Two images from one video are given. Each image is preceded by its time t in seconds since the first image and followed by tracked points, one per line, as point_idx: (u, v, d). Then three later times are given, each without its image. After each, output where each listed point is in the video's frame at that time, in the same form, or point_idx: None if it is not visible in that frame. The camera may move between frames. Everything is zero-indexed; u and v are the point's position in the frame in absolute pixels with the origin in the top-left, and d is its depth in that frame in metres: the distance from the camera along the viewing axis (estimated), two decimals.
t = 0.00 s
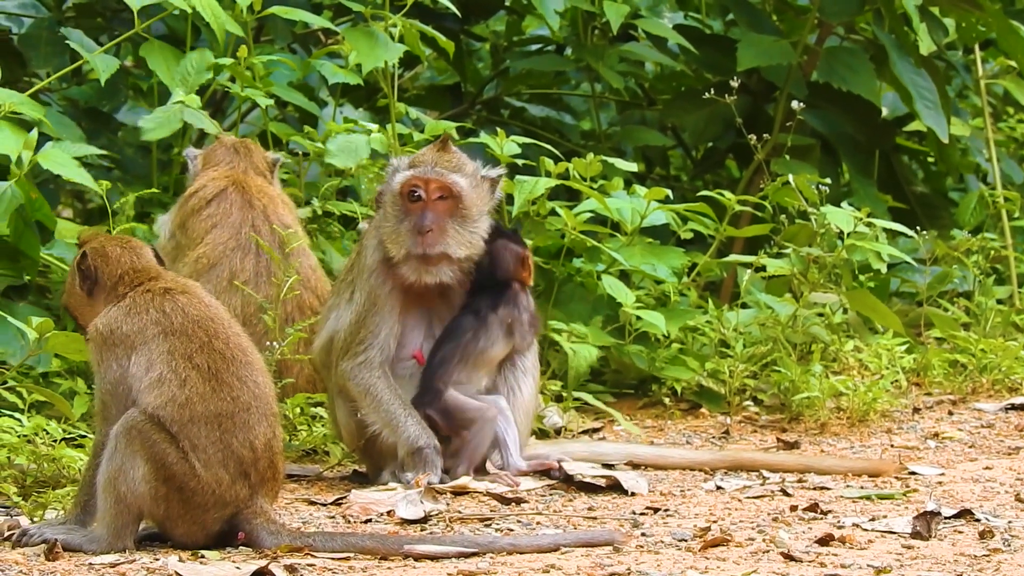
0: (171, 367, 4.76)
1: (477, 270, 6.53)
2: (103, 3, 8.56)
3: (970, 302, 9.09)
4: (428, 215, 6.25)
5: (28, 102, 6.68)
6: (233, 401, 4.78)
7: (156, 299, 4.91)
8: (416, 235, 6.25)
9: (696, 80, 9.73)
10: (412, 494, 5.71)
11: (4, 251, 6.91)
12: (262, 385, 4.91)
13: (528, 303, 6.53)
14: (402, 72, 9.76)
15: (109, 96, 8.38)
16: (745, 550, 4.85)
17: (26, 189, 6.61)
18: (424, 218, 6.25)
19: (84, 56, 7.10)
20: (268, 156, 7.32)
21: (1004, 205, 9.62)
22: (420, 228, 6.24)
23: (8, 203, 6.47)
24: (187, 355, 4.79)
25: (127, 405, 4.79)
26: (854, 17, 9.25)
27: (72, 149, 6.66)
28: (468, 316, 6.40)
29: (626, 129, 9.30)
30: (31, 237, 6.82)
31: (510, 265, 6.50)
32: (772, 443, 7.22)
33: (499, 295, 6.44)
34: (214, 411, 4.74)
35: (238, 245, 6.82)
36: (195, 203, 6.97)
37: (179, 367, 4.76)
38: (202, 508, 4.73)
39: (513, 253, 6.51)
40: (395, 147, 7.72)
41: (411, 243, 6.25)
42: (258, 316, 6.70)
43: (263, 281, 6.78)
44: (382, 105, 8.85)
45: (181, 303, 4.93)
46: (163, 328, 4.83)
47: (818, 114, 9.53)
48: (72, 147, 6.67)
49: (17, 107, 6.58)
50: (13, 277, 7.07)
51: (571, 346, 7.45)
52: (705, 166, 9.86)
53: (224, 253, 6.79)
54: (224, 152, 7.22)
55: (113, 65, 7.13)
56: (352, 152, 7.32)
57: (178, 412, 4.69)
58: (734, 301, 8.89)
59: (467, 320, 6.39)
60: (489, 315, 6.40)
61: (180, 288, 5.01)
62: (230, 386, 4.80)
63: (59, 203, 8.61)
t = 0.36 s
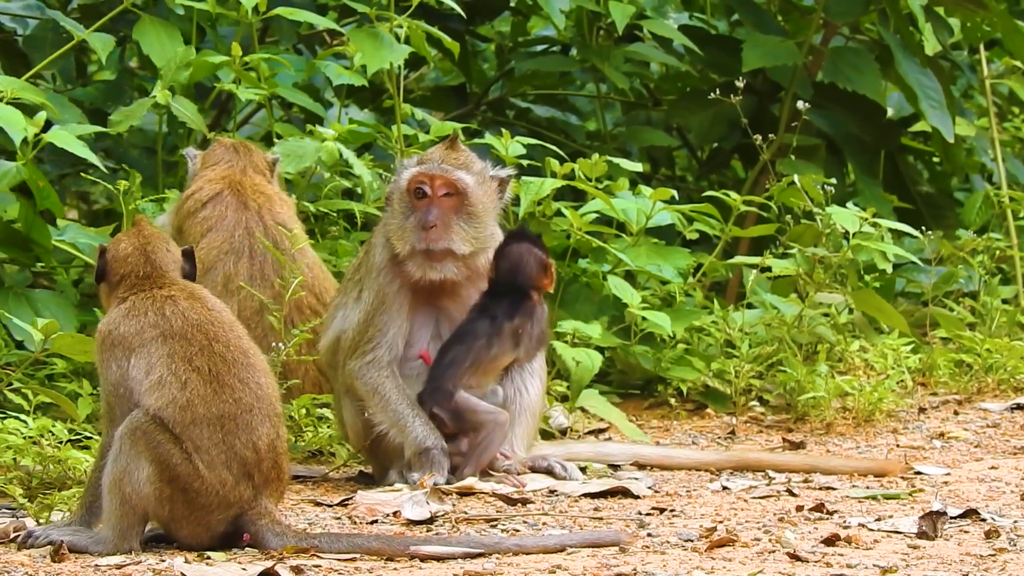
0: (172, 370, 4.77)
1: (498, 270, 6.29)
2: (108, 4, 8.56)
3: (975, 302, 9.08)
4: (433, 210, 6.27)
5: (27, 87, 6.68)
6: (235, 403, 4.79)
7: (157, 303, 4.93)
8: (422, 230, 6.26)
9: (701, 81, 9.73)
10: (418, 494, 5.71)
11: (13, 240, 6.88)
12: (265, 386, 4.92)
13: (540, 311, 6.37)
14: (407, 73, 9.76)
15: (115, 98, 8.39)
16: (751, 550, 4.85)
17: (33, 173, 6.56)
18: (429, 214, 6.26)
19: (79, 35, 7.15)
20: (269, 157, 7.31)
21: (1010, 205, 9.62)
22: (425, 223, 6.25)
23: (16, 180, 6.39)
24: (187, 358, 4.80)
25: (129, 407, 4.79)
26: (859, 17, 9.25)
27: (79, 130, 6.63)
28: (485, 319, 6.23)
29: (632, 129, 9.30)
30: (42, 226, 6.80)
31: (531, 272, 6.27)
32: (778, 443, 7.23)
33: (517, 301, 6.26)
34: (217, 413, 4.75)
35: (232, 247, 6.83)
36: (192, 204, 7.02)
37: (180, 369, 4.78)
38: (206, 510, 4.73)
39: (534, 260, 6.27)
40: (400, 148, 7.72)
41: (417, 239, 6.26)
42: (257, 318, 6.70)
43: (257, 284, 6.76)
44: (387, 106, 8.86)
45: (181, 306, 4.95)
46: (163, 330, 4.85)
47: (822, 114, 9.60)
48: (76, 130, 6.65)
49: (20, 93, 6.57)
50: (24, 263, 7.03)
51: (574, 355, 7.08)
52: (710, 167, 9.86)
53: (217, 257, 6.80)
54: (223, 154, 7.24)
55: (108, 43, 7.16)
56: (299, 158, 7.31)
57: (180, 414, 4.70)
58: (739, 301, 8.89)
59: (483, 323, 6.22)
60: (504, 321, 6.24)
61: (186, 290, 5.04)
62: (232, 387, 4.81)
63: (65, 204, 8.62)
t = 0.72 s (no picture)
0: (175, 369, 4.77)
1: (507, 294, 6.20)
2: (113, 3, 8.56)
3: (980, 302, 9.08)
4: (438, 208, 6.27)
5: (40, 102, 6.73)
6: (239, 402, 4.79)
7: (162, 301, 4.94)
8: (425, 227, 6.27)
9: (706, 80, 9.74)
10: (423, 494, 5.72)
11: (15, 253, 6.81)
12: (270, 385, 4.91)
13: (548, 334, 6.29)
14: (412, 72, 9.78)
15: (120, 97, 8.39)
16: (755, 550, 4.86)
17: (42, 191, 6.62)
18: (434, 212, 6.27)
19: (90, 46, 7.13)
20: (266, 162, 7.34)
21: (1014, 205, 9.62)
22: (429, 221, 6.26)
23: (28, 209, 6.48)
24: (190, 357, 4.80)
25: (134, 406, 4.79)
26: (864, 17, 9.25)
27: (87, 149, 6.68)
28: (493, 343, 6.15)
29: (637, 129, 9.30)
30: (45, 240, 6.74)
31: (539, 298, 6.17)
32: (783, 443, 7.23)
33: (525, 327, 6.17)
34: (221, 412, 4.75)
35: (226, 247, 6.84)
36: (188, 208, 7.02)
37: (183, 369, 4.78)
38: (210, 509, 4.74)
39: (542, 287, 6.17)
40: (405, 148, 7.73)
41: (420, 236, 6.27)
42: (255, 314, 6.77)
43: (252, 281, 6.80)
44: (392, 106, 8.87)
45: (187, 305, 4.95)
46: (168, 330, 4.85)
47: (828, 114, 9.55)
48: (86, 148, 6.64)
49: (29, 106, 6.62)
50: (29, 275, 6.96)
51: (580, 356, 7.07)
52: (715, 167, 9.86)
53: (211, 258, 6.80)
54: (222, 155, 7.24)
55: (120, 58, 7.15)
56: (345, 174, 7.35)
57: (184, 413, 4.70)
58: (744, 301, 8.90)
59: (491, 348, 6.15)
60: (511, 345, 6.16)
61: (193, 288, 5.05)
62: (236, 387, 4.81)
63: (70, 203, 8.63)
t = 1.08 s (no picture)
0: (178, 369, 4.77)
1: (506, 304, 6.19)
2: (120, 2, 8.56)
3: (986, 301, 9.08)
4: (440, 210, 6.27)
5: (45, 104, 6.71)
6: (243, 402, 4.79)
7: (165, 301, 4.93)
8: (429, 229, 6.27)
9: (713, 80, 9.74)
10: (429, 493, 5.72)
11: (16, 259, 6.82)
12: (273, 384, 4.92)
13: (546, 341, 6.30)
14: (419, 71, 9.78)
15: (126, 96, 8.40)
16: (761, 550, 4.86)
17: (43, 200, 6.58)
18: (437, 214, 6.27)
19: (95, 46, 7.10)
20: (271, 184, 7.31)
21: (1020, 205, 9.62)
22: (432, 223, 6.26)
23: (25, 214, 6.48)
24: (193, 357, 4.80)
25: (137, 405, 4.79)
26: (871, 17, 9.24)
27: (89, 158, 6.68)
28: (496, 352, 6.14)
29: (643, 128, 9.30)
30: (47, 248, 6.66)
31: (538, 306, 6.17)
32: (789, 443, 7.23)
33: (527, 336, 6.18)
34: (225, 412, 4.75)
35: (228, 243, 6.85)
36: (190, 208, 6.99)
37: (186, 369, 4.78)
38: (216, 509, 4.74)
39: (541, 294, 6.17)
40: (412, 147, 7.73)
41: (423, 238, 6.27)
42: (257, 311, 6.80)
43: (255, 277, 6.82)
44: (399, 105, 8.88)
45: (190, 305, 4.95)
46: (171, 330, 4.84)
47: (835, 114, 9.59)
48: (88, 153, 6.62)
49: (33, 110, 6.60)
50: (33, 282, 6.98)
51: (586, 354, 7.05)
52: (721, 166, 9.86)
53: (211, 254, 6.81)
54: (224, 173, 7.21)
55: (125, 57, 7.12)
56: (329, 162, 7.32)
57: (190, 413, 4.70)
58: (750, 300, 8.90)
59: (495, 359, 6.14)
60: (514, 354, 6.16)
61: (195, 288, 5.04)
62: (240, 387, 4.81)
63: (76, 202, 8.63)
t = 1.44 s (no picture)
0: (181, 369, 4.76)
1: (546, 262, 6.25)
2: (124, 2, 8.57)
3: (990, 301, 9.07)
4: (441, 210, 6.26)
5: (52, 110, 6.73)
6: (245, 402, 4.78)
7: (169, 301, 4.93)
8: (430, 228, 6.26)
9: (717, 80, 9.74)
10: (432, 493, 5.72)
11: (16, 260, 6.82)
12: (276, 384, 4.91)
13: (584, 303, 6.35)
14: (422, 71, 9.79)
15: (129, 96, 8.40)
16: (765, 550, 4.86)
17: (48, 203, 6.58)
18: (438, 214, 6.26)
19: (105, 58, 7.12)
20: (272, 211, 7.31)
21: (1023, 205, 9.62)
22: (434, 223, 6.25)
23: (30, 213, 6.47)
24: (195, 357, 4.80)
25: (141, 405, 4.79)
26: (874, 16, 9.24)
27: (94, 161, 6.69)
28: (542, 312, 6.16)
29: (646, 129, 9.30)
30: (49, 251, 6.63)
31: (578, 263, 6.25)
32: (792, 443, 7.23)
33: (569, 295, 6.23)
34: (227, 413, 4.74)
35: (226, 237, 6.86)
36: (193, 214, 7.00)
37: (189, 368, 4.77)
38: (219, 509, 4.74)
39: (580, 255, 6.26)
40: (416, 147, 7.74)
41: (425, 238, 6.27)
42: (254, 303, 6.80)
43: (251, 271, 6.85)
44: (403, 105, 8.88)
45: (193, 305, 4.94)
46: (173, 330, 4.84)
47: (838, 114, 9.55)
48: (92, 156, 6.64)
49: (38, 113, 6.62)
50: (36, 284, 6.98)
51: (591, 355, 7.08)
52: (725, 166, 9.87)
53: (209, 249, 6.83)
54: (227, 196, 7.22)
55: (135, 70, 7.13)
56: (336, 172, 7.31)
57: (193, 413, 4.70)
58: (754, 300, 8.90)
59: (540, 319, 6.16)
60: (558, 313, 6.18)
61: (199, 288, 5.04)
62: (242, 387, 4.81)
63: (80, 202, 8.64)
